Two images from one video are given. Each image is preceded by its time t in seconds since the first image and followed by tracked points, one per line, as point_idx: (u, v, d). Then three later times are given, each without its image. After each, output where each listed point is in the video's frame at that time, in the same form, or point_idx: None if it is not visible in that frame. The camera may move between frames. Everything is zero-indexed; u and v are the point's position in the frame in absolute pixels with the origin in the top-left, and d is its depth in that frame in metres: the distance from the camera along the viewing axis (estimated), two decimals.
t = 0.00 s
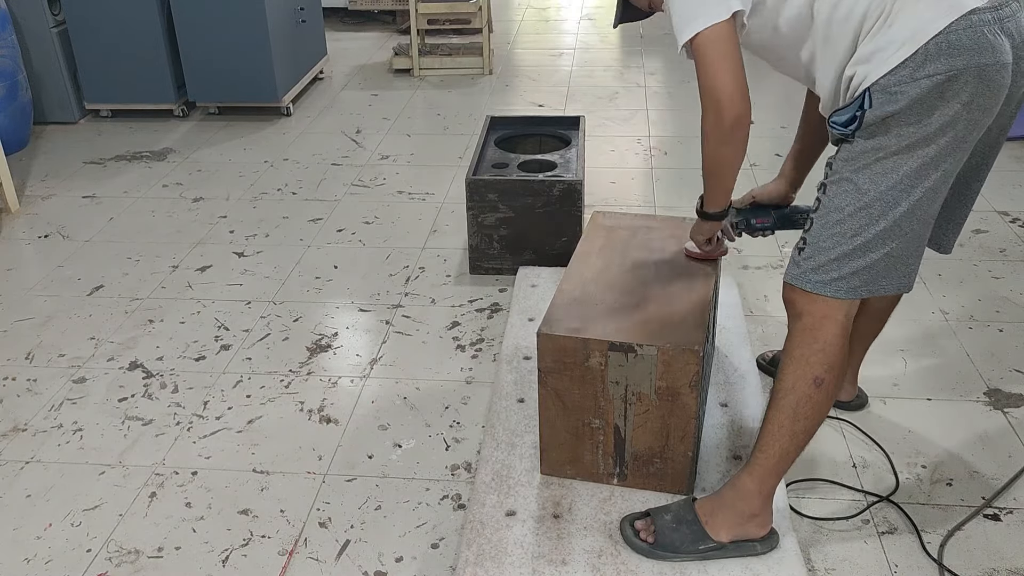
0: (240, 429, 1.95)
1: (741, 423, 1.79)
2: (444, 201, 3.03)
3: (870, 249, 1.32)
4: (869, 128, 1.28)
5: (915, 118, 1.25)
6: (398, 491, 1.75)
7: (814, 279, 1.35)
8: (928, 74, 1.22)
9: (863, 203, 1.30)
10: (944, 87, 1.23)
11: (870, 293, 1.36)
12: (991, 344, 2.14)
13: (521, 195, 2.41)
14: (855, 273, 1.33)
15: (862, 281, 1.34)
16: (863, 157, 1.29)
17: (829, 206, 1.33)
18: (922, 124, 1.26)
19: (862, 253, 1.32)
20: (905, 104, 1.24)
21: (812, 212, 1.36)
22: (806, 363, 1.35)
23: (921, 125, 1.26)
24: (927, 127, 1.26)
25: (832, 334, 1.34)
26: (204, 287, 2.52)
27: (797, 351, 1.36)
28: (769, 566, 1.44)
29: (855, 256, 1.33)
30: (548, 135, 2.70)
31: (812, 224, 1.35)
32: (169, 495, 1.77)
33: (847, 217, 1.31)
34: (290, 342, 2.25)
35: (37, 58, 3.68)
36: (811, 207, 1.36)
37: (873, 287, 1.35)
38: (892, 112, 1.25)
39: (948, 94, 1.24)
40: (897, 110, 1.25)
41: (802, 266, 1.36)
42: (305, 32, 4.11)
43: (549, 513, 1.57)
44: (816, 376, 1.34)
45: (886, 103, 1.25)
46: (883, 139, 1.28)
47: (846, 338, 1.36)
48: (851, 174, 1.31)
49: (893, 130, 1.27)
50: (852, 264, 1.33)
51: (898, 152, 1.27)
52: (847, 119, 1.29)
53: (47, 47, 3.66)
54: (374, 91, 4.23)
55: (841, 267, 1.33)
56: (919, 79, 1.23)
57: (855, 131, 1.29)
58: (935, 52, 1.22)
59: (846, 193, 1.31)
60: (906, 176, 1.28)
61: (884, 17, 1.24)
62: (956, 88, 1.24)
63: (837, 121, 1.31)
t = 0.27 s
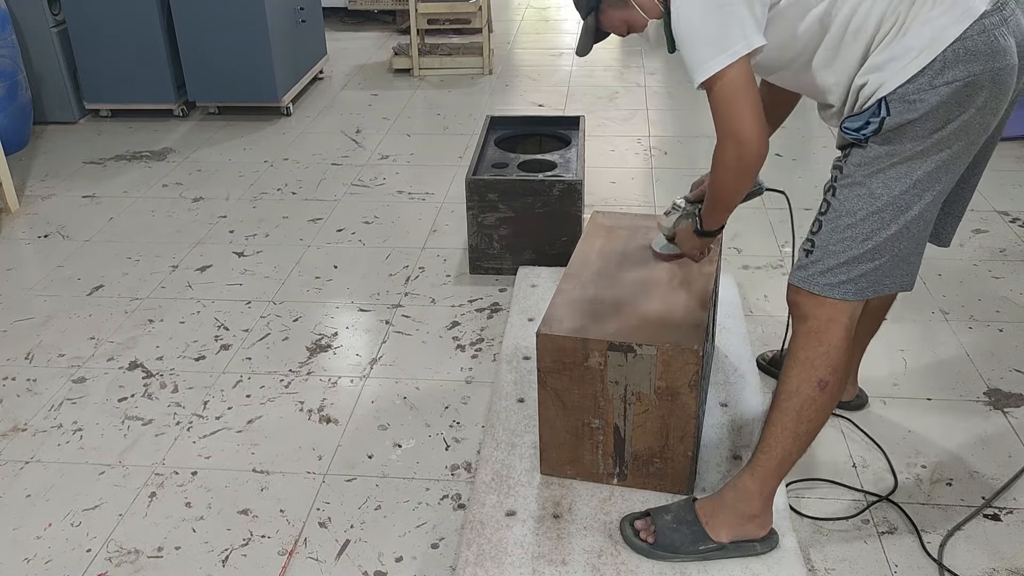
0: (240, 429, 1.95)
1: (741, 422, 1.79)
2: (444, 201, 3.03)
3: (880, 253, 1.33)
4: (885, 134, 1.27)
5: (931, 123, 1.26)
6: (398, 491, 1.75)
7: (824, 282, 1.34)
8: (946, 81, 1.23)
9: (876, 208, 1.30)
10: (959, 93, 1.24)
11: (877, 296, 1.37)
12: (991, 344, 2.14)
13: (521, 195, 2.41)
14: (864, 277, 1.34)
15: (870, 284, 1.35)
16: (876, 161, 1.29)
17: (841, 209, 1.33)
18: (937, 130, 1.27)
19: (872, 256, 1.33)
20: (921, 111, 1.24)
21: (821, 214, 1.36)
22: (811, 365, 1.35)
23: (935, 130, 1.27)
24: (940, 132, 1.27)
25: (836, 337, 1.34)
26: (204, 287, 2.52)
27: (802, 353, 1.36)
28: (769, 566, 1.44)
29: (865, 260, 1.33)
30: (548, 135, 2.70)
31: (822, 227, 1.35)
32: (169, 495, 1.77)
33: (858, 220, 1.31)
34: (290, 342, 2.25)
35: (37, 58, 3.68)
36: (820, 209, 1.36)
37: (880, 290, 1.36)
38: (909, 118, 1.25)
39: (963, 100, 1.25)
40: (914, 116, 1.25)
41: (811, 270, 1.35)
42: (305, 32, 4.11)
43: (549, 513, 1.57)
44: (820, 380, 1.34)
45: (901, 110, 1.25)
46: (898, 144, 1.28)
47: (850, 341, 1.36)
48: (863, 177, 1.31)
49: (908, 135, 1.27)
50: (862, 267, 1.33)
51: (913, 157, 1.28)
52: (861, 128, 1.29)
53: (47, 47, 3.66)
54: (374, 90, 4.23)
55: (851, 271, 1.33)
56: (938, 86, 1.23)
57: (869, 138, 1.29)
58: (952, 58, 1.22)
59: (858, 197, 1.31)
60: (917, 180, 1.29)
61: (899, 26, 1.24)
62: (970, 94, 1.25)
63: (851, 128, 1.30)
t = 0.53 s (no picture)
0: (240, 429, 1.95)
1: (741, 422, 1.79)
2: (444, 201, 3.03)
3: (865, 245, 1.33)
4: (865, 128, 1.27)
5: (909, 115, 1.26)
6: (398, 491, 1.75)
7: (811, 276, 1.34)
8: (922, 73, 1.23)
9: (859, 201, 1.31)
10: (938, 84, 1.24)
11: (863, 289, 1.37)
12: (991, 344, 2.14)
13: (521, 195, 2.41)
14: (850, 269, 1.34)
15: (857, 277, 1.34)
16: (858, 154, 1.30)
17: (824, 203, 1.33)
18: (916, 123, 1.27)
19: (857, 249, 1.33)
20: (898, 105, 1.24)
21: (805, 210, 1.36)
22: (802, 361, 1.35)
23: (915, 121, 1.27)
24: (919, 123, 1.27)
25: (828, 331, 1.35)
26: (204, 287, 2.52)
27: (795, 348, 1.36)
28: (769, 565, 1.44)
29: (849, 254, 1.33)
30: (548, 135, 2.70)
31: (808, 223, 1.35)
32: (169, 495, 1.77)
33: (842, 214, 1.32)
34: (290, 342, 2.25)
35: (37, 58, 3.68)
36: (805, 205, 1.36)
37: (866, 282, 1.36)
38: (887, 111, 1.25)
39: (941, 91, 1.25)
40: (892, 109, 1.25)
41: (797, 265, 1.36)
42: (305, 32, 4.11)
43: (549, 513, 1.57)
44: (812, 375, 1.34)
45: (879, 105, 1.25)
46: (879, 136, 1.28)
47: (841, 334, 1.36)
48: (846, 171, 1.31)
49: (888, 127, 1.27)
50: (847, 260, 1.33)
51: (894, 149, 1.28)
52: (840, 123, 1.28)
53: (47, 47, 3.66)
54: (374, 91, 4.23)
55: (836, 264, 1.33)
56: (914, 79, 1.23)
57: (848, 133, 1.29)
58: (930, 51, 1.22)
59: (842, 190, 1.31)
60: (899, 172, 1.30)
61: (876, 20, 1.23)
62: (949, 85, 1.25)
63: (829, 123, 1.30)
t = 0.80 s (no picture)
0: (240, 429, 1.95)
1: (741, 422, 1.79)
2: (444, 201, 3.03)
3: (864, 255, 1.33)
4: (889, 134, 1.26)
5: (931, 127, 1.27)
6: (398, 491, 1.75)
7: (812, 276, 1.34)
8: (951, 85, 1.25)
9: (867, 209, 1.30)
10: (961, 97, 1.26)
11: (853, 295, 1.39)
12: (991, 344, 2.14)
13: (521, 195, 2.41)
14: (846, 277, 1.35)
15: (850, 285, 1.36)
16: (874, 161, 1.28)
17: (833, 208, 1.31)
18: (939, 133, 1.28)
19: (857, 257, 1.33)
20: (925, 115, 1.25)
21: (807, 211, 1.33)
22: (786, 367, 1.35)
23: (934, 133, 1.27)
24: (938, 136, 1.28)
25: (809, 333, 1.35)
26: (204, 287, 2.52)
27: (779, 353, 1.36)
28: (769, 565, 1.44)
29: (848, 261, 1.33)
30: (548, 135, 2.70)
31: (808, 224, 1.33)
32: (169, 495, 1.77)
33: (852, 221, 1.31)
34: (290, 342, 2.25)
35: (37, 58, 3.68)
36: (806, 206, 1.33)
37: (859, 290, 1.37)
38: (914, 118, 1.25)
39: (962, 105, 1.27)
40: (918, 117, 1.25)
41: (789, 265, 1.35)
42: (305, 32, 4.11)
43: (549, 513, 1.57)
44: (798, 381, 1.35)
45: (907, 112, 1.25)
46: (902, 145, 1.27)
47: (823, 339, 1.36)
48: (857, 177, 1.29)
49: (907, 137, 1.27)
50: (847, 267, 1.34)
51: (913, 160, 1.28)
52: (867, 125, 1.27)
53: (47, 47, 3.66)
54: (374, 90, 4.23)
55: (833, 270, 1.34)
56: (946, 88, 1.24)
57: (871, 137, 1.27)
58: (957, 62, 1.24)
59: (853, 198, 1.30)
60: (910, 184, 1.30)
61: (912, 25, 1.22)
62: (966, 100, 1.27)
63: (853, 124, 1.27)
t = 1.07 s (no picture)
0: (240, 429, 1.95)
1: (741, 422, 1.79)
2: (444, 201, 3.03)
3: (862, 263, 1.34)
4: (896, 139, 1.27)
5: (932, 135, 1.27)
6: (398, 491, 1.75)
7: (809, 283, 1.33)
8: (957, 97, 1.25)
9: (868, 216, 1.31)
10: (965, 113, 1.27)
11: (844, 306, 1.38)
12: (992, 344, 2.14)
13: (522, 195, 2.41)
14: (843, 284, 1.35)
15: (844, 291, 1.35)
16: (879, 167, 1.29)
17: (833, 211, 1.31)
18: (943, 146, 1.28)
19: (853, 261, 1.33)
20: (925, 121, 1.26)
21: (804, 214, 1.33)
22: (781, 377, 1.33)
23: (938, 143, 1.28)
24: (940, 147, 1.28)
25: (800, 343, 1.33)
26: (204, 287, 2.52)
27: (770, 369, 1.34)
28: (769, 566, 1.44)
29: (846, 267, 1.33)
30: (548, 135, 2.70)
31: (806, 228, 1.32)
32: (169, 495, 1.77)
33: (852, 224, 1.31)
34: (290, 342, 2.25)
35: (37, 58, 3.68)
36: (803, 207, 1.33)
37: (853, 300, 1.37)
38: (917, 127, 1.26)
39: (966, 117, 1.27)
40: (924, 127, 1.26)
41: (785, 270, 1.33)
42: (305, 32, 4.11)
43: (549, 514, 1.57)
44: (794, 390, 1.34)
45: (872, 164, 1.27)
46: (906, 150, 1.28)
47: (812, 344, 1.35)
48: (862, 178, 1.29)
49: (913, 145, 1.27)
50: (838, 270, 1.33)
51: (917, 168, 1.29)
52: (870, 129, 1.27)
53: (47, 47, 3.65)
54: (374, 91, 4.23)
55: (832, 276, 1.33)
56: (949, 100, 1.25)
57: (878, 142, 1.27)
58: (966, 78, 1.25)
59: (854, 201, 1.30)
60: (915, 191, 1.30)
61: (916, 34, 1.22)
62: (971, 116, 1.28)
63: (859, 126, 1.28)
